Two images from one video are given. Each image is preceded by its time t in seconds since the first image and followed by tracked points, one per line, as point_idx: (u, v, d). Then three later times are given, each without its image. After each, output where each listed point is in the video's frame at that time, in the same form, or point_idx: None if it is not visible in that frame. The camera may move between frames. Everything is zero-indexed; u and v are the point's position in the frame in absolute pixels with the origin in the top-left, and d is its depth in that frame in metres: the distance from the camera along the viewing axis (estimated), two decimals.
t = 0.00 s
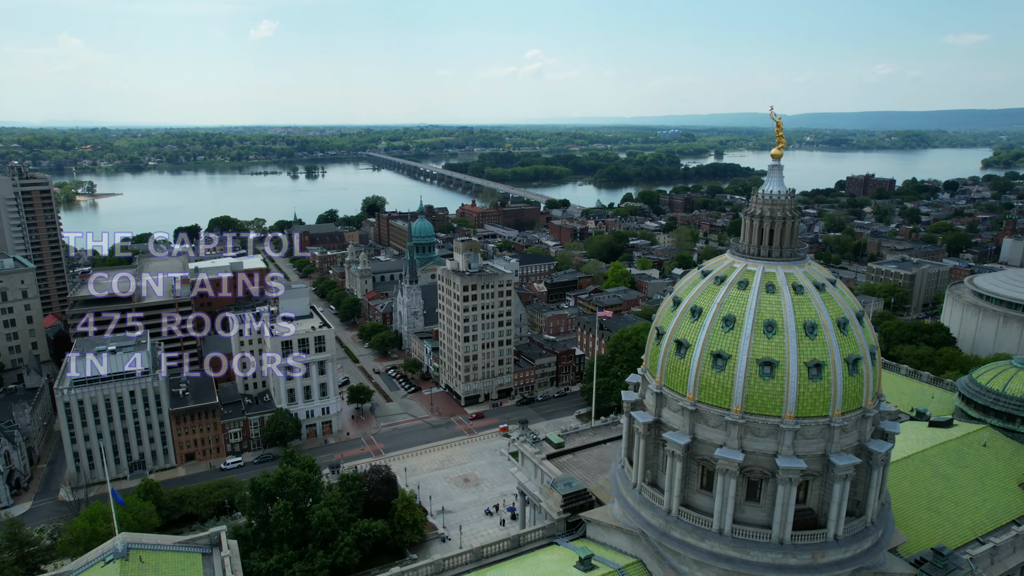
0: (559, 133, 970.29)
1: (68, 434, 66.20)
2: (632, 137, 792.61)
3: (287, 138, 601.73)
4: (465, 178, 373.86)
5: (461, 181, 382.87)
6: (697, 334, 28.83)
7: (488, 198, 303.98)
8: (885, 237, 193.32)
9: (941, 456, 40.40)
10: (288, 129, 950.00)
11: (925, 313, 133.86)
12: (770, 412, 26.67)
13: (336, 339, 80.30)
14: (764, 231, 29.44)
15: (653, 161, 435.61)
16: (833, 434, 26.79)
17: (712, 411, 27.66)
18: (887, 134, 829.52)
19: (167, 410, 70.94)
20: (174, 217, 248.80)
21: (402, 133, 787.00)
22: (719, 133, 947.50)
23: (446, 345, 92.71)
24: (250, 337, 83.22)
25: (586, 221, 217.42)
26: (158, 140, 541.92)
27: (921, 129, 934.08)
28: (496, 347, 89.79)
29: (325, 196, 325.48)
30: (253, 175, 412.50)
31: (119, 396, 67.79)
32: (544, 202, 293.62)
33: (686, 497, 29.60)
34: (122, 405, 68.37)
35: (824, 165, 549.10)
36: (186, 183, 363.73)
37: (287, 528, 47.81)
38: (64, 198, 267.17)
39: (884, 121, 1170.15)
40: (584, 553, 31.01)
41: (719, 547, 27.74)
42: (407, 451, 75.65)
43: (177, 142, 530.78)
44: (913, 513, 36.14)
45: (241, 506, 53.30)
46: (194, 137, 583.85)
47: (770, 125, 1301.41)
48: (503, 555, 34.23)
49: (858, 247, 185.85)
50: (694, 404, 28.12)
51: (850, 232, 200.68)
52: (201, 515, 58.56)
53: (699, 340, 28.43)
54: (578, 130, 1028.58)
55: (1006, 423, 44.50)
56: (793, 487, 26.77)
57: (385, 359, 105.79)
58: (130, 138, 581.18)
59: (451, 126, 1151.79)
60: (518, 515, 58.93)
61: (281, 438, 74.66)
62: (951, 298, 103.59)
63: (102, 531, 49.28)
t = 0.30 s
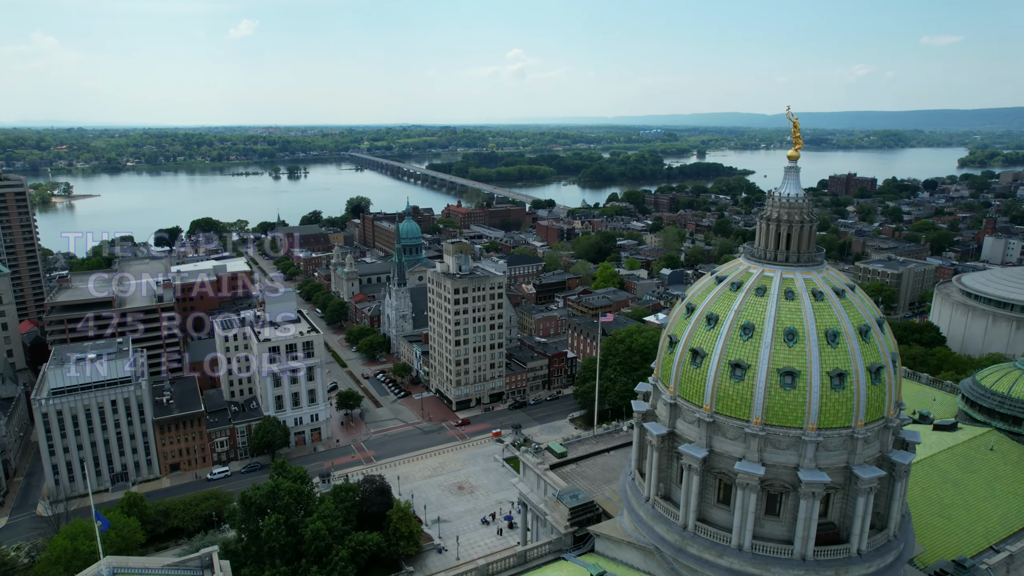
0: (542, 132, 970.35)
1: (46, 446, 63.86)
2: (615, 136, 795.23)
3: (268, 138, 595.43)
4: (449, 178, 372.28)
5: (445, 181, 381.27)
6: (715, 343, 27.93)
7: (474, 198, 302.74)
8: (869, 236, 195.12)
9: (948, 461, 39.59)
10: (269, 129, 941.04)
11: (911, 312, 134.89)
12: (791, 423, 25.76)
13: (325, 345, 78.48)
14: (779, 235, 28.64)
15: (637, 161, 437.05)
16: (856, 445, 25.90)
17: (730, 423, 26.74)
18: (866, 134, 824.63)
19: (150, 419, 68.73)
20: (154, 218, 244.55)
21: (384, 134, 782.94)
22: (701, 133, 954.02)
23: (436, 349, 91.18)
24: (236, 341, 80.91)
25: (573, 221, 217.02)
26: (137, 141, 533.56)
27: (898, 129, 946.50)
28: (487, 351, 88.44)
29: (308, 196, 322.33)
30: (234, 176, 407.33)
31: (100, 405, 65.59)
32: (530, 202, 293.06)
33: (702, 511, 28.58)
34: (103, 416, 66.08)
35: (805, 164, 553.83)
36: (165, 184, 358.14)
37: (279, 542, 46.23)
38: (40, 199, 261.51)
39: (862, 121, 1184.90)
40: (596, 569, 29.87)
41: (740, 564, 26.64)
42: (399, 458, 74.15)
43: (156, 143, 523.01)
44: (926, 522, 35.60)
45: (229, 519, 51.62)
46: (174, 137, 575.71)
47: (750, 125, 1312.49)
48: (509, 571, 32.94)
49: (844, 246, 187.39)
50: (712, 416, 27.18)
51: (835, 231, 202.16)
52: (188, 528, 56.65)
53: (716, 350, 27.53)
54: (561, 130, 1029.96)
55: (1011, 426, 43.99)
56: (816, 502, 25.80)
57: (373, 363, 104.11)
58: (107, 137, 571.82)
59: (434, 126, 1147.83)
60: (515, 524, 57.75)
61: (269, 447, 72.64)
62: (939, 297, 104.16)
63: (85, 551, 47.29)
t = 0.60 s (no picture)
0: (523, 132, 968.54)
1: (22, 459, 61.59)
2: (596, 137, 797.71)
3: (247, 139, 587.92)
4: (432, 179, 369.93)
5: (428, 182, 378.98)
6: (731, 351, 27.40)
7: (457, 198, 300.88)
8: (852, 235, 196.70)
9: (955, 465, 38.97)
10: (248, 129, 930.74)
11: (896, 310, 135.93)
12: (812, 433, 25.20)
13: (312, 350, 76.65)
14: (794, 238, 28.13)
15: (620, 161, 437.91)
16: (878, 456, 25.33)
17: (749, 434, 26.13)
18: (843, 134, 831.63)
19: (131, 429, 66.50)
20: (131, 220, 239.52)
21: (365, 134, 776.92)
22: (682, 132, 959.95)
23: (425, 353, 89.65)
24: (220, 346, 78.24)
25: (558, 221, 216.32)
26: (112, 141, 523.54)
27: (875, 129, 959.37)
28: (477, 354, 87.09)
29: (289, 197, 318.25)
30: (213, 177, 401.23)
31: (78, 416, 63.30)
32: (514, 202, 291.90)
33: (718, 525, 27.73)
34: (81, 427, 63.82)
35: (784, 164, 559.01)
36: (142, 185, 351.36)
37: (270, 559, 44.59)
38: (11, 202, 254.88)
39: (839, 121, 1200.19)
40: None
41: None
42: (389, 465, 72.59)
43: (132, 143, 514.05)
44: (937, 529, 35.06)
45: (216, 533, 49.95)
46: (150, 137, 566.60)
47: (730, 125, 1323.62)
48: None
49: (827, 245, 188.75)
50: (729, 427, 26.62)
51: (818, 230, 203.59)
52: (172, 543, 54.77)
53: (733, 358, 27.01)
54: (543, 129, 1030.75)
55: (1014, 429, 43.64)
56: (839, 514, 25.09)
57: (360, 368, 102.36)
58: (81, 137, 560.32)
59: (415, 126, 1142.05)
60: (511, 533, 56.63)
61: (256, 456, 70.67)
62: (926, 296, 104.68)
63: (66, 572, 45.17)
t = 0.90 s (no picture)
0: (505, 132, 967.61)
1: None
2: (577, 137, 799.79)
3: (225, 139, 579.96)
4: (414, 180, 367.47)
5: (411, 182, 376.52)
6: (748, 360, 27.02)
7: (441, 199, 298.97)
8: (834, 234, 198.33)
9: (962, 468, 38.42)
10: (227, 129, 919.36)
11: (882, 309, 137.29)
12: (833, 444, 24.90)
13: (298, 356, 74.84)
14: (811, 241, 27.70)
15: (603, 161, 438.88)
16: (901, 466, 25.14)
17: (770, 445, 25.77)
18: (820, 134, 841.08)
19: (111, 440, 64.45)
20: (108, 223, 234.57)
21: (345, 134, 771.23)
22: (663, 132, 965.46)
23: (414, 357, 88.15)
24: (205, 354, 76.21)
25: (543, 222, 215.51)
26: (87, 142, 513.47)
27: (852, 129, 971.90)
28: (467, 358, 85.80)
29: (270, 199, 314.12)
30: (191, 178, 394.84)
31: (56, 427, 61.22)
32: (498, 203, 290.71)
33: (736, 539, 27.28)
34: (58, 440, 61.61)
35: (765, 163, 564.08)
36: (118, 187, 344.39)
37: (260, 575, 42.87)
38: None
39: (817, 121, 1214.67)
40: None
41: None
42: (380, 472, 71.11)
43: (107, 144, 504.47)
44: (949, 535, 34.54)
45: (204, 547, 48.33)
46: (127, 137, 557.08)
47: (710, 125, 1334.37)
48: None
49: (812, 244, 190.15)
50: (748, 437, 26.22)
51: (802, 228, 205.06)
52: (156, 558, 52.80)
53: (751, 367, 26.64)
54: (525, 130, 1030.19)
55: (1016, 430, 43.31)
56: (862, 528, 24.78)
57: (347, 372, 100.56)
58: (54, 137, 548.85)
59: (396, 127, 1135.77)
60: (507, 541, 55.56)
61: (242, 465, 68.90)
62: (913, 295, 105.49)
63: None
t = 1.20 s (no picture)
0: (486, 131, 965.18)
1: None
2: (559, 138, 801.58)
3: (203, 139, 571.94)
4: (396, 180, 364.78)
5: (393, 183, 373.73)
6: (768, 369, 26.23)
7: (424, 199, 296.89)
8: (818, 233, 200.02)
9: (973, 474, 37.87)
10: (204, 129, 907.22)
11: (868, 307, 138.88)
12: (858, 456, 24.26)
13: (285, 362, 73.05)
14: (829, 246, 27.05)
15: (585, 161, 439.12)
16: (926, 477, 24.62)
17: (791, 457, 25.04)
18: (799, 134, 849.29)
19: (91, 451, 62.38)
20: (83, 225, 229.46)
21: (326, 134, 764.59)
22: (644, 132, 969.97)
23: (403, 361, 86.59)
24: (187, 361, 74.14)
25: (528, 222, 214.62)
26: (61, 142, 503.27)
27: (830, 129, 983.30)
28: (458, 361, 84.44)
29: (250, 200, 309.57)
30: (169, 179, 388.43)
31: (32, 439, 59.04)
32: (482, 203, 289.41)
33: (756, 555, 26.51)
34: (34, 452, 59.42)
35: (745, 163, 568.32)
36: (93, 188, 337.64)
37: None
38: None
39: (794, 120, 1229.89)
40: None
41: None
42: (370, 480, 69.50)
43: (81, 144, 494.93)
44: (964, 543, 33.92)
45: (190, 562, 46.64)
46: (101, 138, 546.60)
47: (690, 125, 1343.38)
48: None
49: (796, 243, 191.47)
50: (768, 450, 25.43)
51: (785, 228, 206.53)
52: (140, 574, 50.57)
53: (771, 376, 25.88)
54: (507, 130, 1029.32)
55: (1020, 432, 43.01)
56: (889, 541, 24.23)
57: (334, 377, 98.71)
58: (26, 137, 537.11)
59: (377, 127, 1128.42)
60: (504, 550, 54.38)
61: (228, 475, 67.06)
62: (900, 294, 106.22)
63: None
